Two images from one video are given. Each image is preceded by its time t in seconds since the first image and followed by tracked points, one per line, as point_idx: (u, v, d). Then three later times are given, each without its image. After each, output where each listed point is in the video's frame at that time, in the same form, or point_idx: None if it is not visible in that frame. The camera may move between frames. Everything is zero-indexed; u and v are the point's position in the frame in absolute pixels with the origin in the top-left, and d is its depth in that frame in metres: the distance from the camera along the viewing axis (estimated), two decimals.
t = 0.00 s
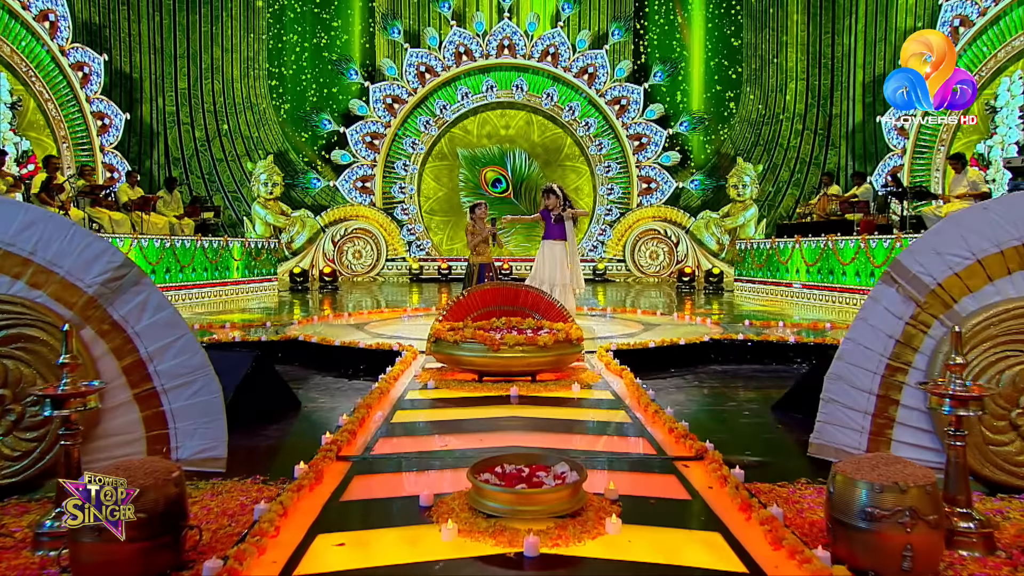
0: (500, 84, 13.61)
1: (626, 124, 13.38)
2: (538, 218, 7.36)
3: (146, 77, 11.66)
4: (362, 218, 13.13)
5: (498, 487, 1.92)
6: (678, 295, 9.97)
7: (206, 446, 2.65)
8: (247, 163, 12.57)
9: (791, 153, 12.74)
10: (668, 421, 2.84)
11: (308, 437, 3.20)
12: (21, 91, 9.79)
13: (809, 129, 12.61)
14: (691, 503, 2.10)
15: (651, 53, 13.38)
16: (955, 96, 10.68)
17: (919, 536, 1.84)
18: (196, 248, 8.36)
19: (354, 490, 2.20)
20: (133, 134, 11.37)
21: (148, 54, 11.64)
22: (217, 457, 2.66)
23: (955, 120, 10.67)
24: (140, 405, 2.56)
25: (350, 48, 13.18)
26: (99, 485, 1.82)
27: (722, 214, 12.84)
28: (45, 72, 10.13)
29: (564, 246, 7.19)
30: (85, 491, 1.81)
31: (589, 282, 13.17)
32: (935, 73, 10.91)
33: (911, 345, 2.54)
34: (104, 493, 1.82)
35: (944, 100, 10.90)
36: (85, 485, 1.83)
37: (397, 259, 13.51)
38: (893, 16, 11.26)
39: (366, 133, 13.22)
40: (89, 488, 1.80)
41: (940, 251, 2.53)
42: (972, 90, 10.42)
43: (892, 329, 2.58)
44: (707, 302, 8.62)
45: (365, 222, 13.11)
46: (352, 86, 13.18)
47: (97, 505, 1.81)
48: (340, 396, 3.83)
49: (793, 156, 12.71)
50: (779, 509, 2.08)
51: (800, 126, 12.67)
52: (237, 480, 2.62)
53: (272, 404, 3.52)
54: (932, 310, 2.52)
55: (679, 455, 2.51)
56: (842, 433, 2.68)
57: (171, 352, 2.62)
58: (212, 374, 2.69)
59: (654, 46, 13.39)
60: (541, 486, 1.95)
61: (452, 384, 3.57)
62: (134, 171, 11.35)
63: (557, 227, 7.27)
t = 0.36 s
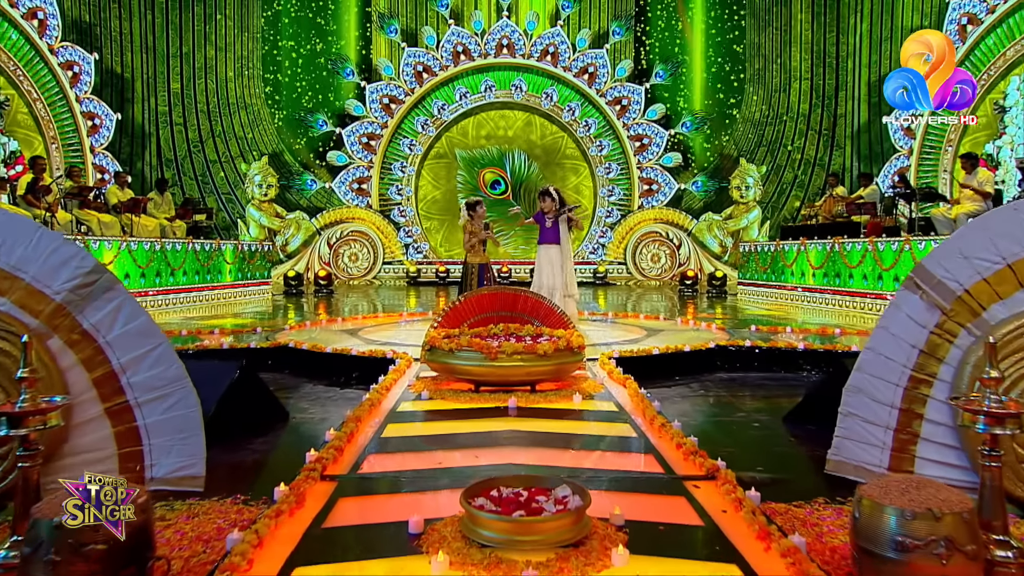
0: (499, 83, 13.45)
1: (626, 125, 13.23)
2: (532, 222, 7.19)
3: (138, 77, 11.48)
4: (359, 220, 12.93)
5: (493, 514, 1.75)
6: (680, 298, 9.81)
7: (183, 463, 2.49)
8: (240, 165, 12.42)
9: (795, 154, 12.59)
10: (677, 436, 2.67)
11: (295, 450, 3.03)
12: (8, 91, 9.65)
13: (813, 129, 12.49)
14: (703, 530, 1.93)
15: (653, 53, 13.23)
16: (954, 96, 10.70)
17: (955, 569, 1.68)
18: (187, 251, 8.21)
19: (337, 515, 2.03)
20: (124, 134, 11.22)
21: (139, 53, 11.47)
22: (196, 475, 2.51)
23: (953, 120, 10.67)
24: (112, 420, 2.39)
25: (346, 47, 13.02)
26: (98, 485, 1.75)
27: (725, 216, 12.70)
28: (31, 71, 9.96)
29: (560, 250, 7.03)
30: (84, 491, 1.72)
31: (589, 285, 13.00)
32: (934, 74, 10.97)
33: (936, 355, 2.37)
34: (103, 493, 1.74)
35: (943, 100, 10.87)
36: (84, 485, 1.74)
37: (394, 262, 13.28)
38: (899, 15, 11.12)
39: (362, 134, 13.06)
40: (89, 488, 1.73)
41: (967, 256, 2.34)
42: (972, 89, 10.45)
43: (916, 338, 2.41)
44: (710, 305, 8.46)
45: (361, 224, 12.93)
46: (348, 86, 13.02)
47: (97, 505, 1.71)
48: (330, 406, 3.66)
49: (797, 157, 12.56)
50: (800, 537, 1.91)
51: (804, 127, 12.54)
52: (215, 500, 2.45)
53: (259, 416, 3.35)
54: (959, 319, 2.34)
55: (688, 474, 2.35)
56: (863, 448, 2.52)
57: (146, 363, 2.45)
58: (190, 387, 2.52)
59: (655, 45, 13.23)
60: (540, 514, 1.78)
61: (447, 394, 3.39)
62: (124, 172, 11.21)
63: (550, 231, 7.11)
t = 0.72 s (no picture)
0: (498, 85, 13.31)
1: (628, 127, 13.10)
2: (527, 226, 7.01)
3: (129, 78, 11.35)
4: (355, 224, 12.82)
5: (487, 548, 1.58)
6: (683, 304, 9.64)
7: (156, 485, 2.30)
8: (235, 168, 12.25)
9: (799, 157, 12.45)
10: (686, 456, 2.50)
11: (280, 468, 2.85)
12: None
13: (818, 132, 12.34)
14: (719, 563, 1.76)
15: (654, 54, 13.09)
16: (955, 96, 10.45)
17: None
18: (177, 256, 8.06)
19: (318, 546, 1.87)
20: (114, 137, 11.06)
21: (132, 54, 11.32)
22: (170, 499, 2.32)
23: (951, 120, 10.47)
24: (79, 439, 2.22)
25: (343, 49, 12.88)
26: (98, 485, 1.66)
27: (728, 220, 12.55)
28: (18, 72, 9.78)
29: (558, 254, 6.85)
30: (85, 491, 1.63)
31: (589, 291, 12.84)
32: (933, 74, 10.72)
33: (966, 369, 2.20)
34: (102, 493, 1.65)
35: (943, 100, 10.61)
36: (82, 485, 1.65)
37: (391, 267, 13.15)
38: (905, 15, 10.97)
39: (358, 137, 12.92)
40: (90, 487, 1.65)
41: (1000, 262, 2.13)
42: (972, 90, 10.20)
43: (944, 351, 2.24)
44: (713, 312, 8.30)
45: (357, 228, 12.81)
46: (345, 88, 12.90)
47: (97, 505, 1.63)
48: (320, 420, 3.48)
49: (802, 160, 12.43)
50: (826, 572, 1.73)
51: (808, 129, 12.41)
52: (190, 526, 2.28)
53: (244, 432, 3.18)
54: (990, 330, 2.15)
55: (700, 499, 2.18)
56: (886, 468, 2.35)
57: (117, 377, 2.27)
58: (165, 403, 2.33)
59: (657, 47, 13.09)
60: (541, 548, 1.61)
61: (442, 408, 3.22)
62: (115, 176, 11.05)
63: (547, 235, 6.93)
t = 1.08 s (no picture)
0: (497, 86, 13.15)
1: (630, 128, 12.94)
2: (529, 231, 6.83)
3: (120, 78, 11.19)
4: (350, 227, 12.68)
5: None
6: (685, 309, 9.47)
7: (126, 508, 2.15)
8: (228, 170, 12.10)
9: (804, 158, 12.28)
10: (697, 476, 2.33)
11: (264, 486, 2.68)
12: None
13: (825, 133, 12.15)
14: None
15: (657, 54, 12.94)
16: (954, 97, 10.49)
17: None
18: (166, 260, 7.90)
19: None
20: (104, 138, 10.90)
21: (122, 54, 11.17)
22: (141, 524, 2.18)
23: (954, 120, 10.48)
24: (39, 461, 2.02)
25: (339, 49, 12.73)
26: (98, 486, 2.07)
27: (732, 223, 12.40)
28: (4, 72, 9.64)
29: (560, 259, 6.69)
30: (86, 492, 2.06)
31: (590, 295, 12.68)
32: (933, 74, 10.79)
33: (1000, 383, 2.03)
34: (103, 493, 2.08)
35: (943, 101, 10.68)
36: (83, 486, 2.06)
37: (388, 271, 12.93)
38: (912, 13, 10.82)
39: (355, 138, 12.76)
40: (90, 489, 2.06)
41: None
42: (972, 90, 10.26)
43: (977, 364, 2.06)
44: (716, 316, 8.13)
45: (353, 231, 12.67)
46: (340, 89, 12.74)
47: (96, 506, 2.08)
48: (309, 433, 3.31)
49: (807, 162, 12.26)
50: None
51: (813, 130, 12.23)
52: (161, 553, 2.11)
53: (226, 447, 3.01)
54: None
55: (714, 525, 2.01)
56: (913, 489, 2.18)
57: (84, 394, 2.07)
58: (137, 419, 2.15)
59: (658, 47, 12.95)
60: None
61: (437, 421, 3.06)
62: (105, 178, 10.90)
63: (548, 239, 6.75)
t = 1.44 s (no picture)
0: (496, 86, 13.01)
1: (632, 129, 12.79)
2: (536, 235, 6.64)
3: (110, 77, 11.04)
4: (347, 230, 12.56)
5: None
6: (689, 313, 9.31)
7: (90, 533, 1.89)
8: (221, 171, 11.96)
9: (809, 158, 12.12)
10: (711, 499, 2.15)
11: (246, 505, 2.51)
12: None
13: (831, 133, 12.03)
14: None
15: (660, 53, 12.79)
16: (954, 96, 10.43)
17: None
18: (156, 263, 7.75)
19: None
20: (94, 139, 10.73)
21: (112, 53, 11.02)
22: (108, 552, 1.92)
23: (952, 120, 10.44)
24: None
25: (336, 48, 12.56)
26: (97, 486, 1.84)
27: (737, 225, 12.26)
28: None
29: (565, 264, 6.51)
30: (84, 493, 1.83)
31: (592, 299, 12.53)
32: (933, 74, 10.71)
33: None
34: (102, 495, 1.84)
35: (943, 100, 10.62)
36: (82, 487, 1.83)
37: (385, 275, 12.81)
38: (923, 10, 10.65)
39: (352, 139, 12.61)
40: (89, 489, 1.82)
41: None
42: (973, 90, 10.21)
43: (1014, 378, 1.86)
44: (721, 320, 7.96)
45: (349, 234, 12.55)
46: (336, 88, 12.57)
47: (95, 508, 1.85)
48: (297, 447, 3.14)
49: (813, 162, 12.10)
50: None
51: (819, 131, 12.08)
52: None
53: (208, 463, 2.84)
54: None
55: (732, 555, 1.83)
56: (946, 512, 2.01)
57: (43, 405, 1.79)
58: (104, 434, 1.87)
59: (660, 46, 12.79)
60: None
61: (433, 435, 2.89)
62: (94, 179, 10.75)
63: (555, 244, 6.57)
